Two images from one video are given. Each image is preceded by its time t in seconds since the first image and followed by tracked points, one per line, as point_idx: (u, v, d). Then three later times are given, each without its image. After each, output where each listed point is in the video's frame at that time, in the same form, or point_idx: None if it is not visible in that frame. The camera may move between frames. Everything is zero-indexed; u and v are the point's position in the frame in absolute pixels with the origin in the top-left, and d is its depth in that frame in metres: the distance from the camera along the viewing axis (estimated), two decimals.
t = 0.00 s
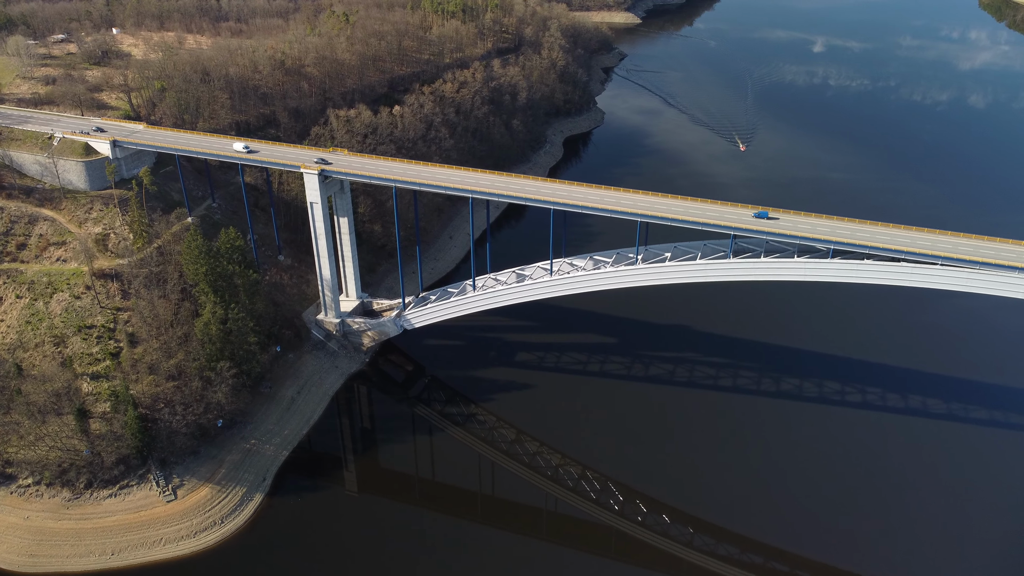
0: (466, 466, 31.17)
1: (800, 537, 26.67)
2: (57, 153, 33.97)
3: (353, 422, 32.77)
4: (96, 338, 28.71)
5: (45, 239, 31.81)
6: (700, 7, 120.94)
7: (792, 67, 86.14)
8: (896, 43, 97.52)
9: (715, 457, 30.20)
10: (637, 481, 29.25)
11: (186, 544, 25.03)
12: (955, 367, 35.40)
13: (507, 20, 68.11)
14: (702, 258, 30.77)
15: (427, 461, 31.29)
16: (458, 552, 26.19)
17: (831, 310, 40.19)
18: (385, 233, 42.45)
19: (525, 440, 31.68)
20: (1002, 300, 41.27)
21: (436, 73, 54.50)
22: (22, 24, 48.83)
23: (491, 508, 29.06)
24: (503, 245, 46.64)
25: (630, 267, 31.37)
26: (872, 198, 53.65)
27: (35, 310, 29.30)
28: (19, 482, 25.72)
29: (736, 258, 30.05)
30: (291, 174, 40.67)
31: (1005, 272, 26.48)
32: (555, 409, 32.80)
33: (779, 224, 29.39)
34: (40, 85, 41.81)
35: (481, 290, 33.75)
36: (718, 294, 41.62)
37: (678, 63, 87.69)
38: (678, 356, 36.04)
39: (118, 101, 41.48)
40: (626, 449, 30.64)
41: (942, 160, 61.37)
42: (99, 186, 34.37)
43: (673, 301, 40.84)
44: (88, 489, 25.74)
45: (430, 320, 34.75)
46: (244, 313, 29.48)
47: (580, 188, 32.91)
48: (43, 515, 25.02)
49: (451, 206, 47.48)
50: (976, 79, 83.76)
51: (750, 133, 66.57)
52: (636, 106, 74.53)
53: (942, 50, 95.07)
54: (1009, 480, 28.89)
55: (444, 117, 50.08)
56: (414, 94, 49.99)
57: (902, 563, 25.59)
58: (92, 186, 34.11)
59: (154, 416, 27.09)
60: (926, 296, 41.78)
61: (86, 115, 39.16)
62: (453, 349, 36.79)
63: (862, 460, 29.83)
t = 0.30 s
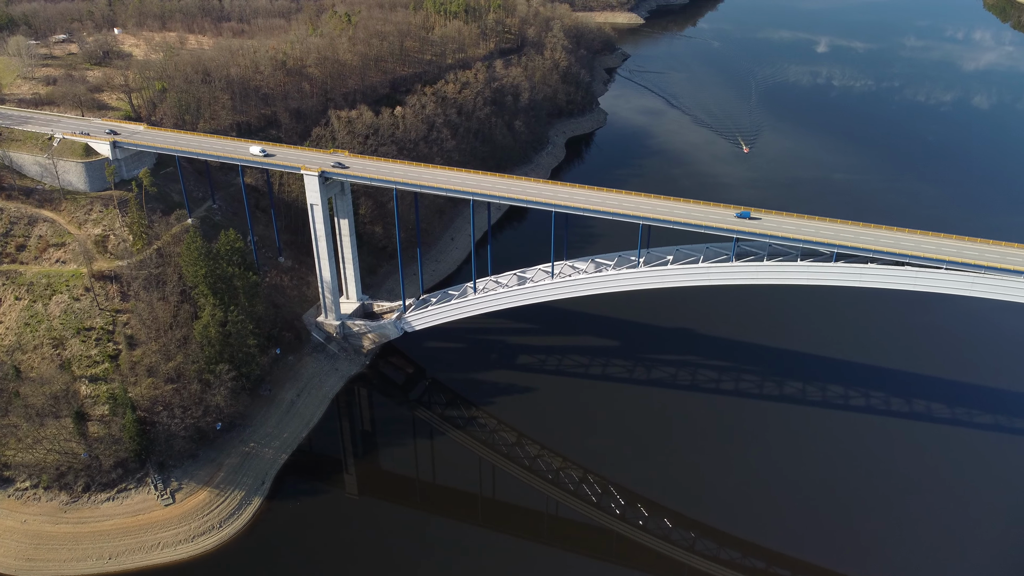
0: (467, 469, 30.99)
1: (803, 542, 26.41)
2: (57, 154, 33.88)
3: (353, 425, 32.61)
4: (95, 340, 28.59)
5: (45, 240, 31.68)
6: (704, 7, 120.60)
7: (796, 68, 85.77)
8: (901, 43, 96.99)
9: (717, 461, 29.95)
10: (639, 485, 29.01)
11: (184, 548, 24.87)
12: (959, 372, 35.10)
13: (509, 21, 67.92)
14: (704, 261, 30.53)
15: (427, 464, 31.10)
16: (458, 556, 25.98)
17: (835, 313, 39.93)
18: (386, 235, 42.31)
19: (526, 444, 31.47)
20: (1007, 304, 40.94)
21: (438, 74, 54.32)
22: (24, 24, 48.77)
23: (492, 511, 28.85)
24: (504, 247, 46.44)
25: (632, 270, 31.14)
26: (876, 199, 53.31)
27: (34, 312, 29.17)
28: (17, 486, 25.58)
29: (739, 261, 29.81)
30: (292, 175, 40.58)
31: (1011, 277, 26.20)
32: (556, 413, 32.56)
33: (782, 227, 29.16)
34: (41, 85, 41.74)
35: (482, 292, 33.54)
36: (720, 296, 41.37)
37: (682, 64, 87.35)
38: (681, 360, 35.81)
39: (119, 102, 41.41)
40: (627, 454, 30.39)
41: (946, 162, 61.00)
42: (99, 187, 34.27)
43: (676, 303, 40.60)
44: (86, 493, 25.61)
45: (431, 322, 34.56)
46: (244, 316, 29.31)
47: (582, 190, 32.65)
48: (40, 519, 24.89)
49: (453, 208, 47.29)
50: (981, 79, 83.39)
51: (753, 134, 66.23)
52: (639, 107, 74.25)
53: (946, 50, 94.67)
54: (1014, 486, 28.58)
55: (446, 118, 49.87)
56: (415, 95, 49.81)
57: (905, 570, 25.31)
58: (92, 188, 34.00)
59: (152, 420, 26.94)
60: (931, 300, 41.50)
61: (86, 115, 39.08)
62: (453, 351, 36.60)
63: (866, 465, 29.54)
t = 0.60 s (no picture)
0: (465, 472, 30.80)
1: (803, 546, 26.24)
2: (53, 156, 33.74)
3: (351, 428, 32.45)
4: (90, 343, 28.40)
5: (40, 242, 31.47)
6: (704, 7, 120.42)
7: (796, 68, 85.60)
8: (901, 43, 96.80)
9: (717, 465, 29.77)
10: (639, 489, 28.84)
11: (180, 553, 24.68)
12: (960, 375, 34.92)
13: (509, 21, 67.80)
14: (704, 263, 30.32)
15: (425, 467, 30.92)
16: (457, 560, 25.72)
17: (835, 316, 39.76)
18: (384, 237, 42.15)
19: (524, 447, 31.28)
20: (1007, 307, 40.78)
21: (437, 75, 54.16)
22: (21, 24, 48.65)
23: (490, 515, 28.69)
24: (503, 249, 46.26)
25: (631, 273, 30.96)
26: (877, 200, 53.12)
27: (29, 314, 28.96)
28: (12, 490, 25.39)
29: (739, 264, 29.61)
30: (289, 177, 40.42)
31: (1013, 280, 26.02)
32: (555, 416, 32.37)
33: (782, 230, 28.96)
34: (38, 86, 41.57)
35: (480, 295, 33.36)
36: (719, 299, 41.19)
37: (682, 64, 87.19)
38: (680, 362, 35.63)
39: (116, 103, 41.31)
40: (626, 457, 30.21)
41: (946, 162, 60.79)
42: (96, 189, 34.12)
43: (675, 306, 40.41)
44: (81, 497, 25.43)
45: (429, 325, 34.38)
46: (240, 318, 29.14)
47: (580, 192, 32.44)
48: (35, 523, 24.71)
49: (452, 209, 47.10)
50: (981, 79, 83.23)
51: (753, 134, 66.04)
52: (639, 107, 74.08)
53: (947, 50, 94.51)
54: (1016, 490, 28.39)
55: (445, 119, 49.68)
56: (414, 96, 49.66)
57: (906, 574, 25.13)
58: (88, 189, 33.84)
59: (148, 423, 26.78)
60: (931, 302, 41.32)
61: (83, 116, 38.95)
62: (451, 353, 36.41)
63: (867, 469, 29.37)
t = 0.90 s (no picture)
0: (464, 475, 30.60)
1: (803, 550, 26.07)
2: (49, 157, 33.59)
3: (349, 430, 32.27)
4: (86, 346, 28.23)
5: (36, 244, 31.32)
6: (704, 7, 120.24)
7: (795, 68, 85.39)
8: (901, 43, 96.62)
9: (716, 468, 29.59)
10: (638, 492, 28.66)
11: (175, 558, 24.51)
12: (961, 378, 34.74)
13: (508, 21, 67.64)
14: (704, 266, 30.15)
15: (423, 470, 30.72)
16: (454, 565, 25.52)
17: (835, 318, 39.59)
18: (382, 239, 42.02)
19: (523, 450, 31.09)
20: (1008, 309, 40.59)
21: (436, 75, 53.99)
22: (18, 24, 48.51)
23: (488, 519, 28.52)
24: (502, 250, 46.08)
25: (630, 276, 30.80)
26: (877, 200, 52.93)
27: (24, 317, 28.80)
28: (6, 494, 25.20)
29: (739, 267, 29.45)
30: (287, 179, 40.25)
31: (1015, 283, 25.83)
32: (553, 419, 32.19)
33: (782, 233, 28.79)
34: (34, 86, 41.41)
35: (479, 297, 33.18)
36: (719, 301, 41.02)
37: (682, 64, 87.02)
38: (680, 365, 35.47)
39: (113, 104, 41.18)
40: (625, 460, 30.04)
41: (947, 162, 60.57)
42: (92, 190, 33.95)
43: (674, 308, 40.23)
44: (75, 502, 25.26)
45: (427, 327, 34.20)
46: (236, 321, 28.98)
47: (579, 194, 32.27)
48: (29, 528, 24.53)
49: (450, 210, 46.93)
50: (982, 80, 83.02)
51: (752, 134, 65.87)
52: (638, 107, 73.90)
53: (947, 50, 94.26)
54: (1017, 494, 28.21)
55: (443, 119, 49.49)
56: (413, 97, 49.49)
57: None
58: (84, 191, 33.66)
59: (144, 427, 26.62)
60: (932, 304, 41.15)
61: (79, 117, 38.81)
62: (450, 356, 36.23)
63: (867, 473, 29.19)
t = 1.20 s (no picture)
0: (461, 479, 30.39)
1: (802, 554, 25.88)
2: (45, 159, 33.42)
3: (347, 434, 32.07)
4: (82, 349, 28.04)
5: (32, 246, 31.16)
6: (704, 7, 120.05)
7: (795, 68, 85.16)
8: (901, 43, 96.32)
9: (716, 471, 29.40)
10: (637, 496, 28.45)
11: (171, 563, 24.32)
12: (962, 381, 34.55)
13: (508, 21, 67.42)
14: (704, 269, 29.95)
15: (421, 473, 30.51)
16: (451, 570, 25.33)
17: (835, 321, 39.39)
18: (380, 241, 41.85)
19: (522, 453, 30.89)
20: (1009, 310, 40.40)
21: (435, 76, 53.77)
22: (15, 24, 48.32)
23: (486, 523, 28.32)
24: (501, 252, 45.91)
25: (630, 278, 30.60)
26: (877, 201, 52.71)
27: (19, 320, 28.62)
28: None
29: (739, 269, 29.25)
30: (285, 181, 40.06)
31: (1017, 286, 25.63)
32: (552, 422, 32.00)
33: (783, 236, 28.60)
34: (31, 87, 41.21)
35: (478, 300, 32.96)
36: (718, 304, 40.83)
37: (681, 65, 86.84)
38: (679, 368, 35.28)
39: (110, 105, 40.95)
40: (624, 463, 29.85)
41: (947, 163, 60.33)
42: (88, 192, 33.76)
43: (673, 311, 40.05)
44: (71, 507, 25.06)
45: (426, 330, 33.99)
46: (232, 324, 28.80)
47: (578, 196, 32.07)
48: (23, 533, 24.34)
49: (449, 212, 46.75)
50: (983, 80, 82.78)
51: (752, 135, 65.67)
52: (638, 108, 73.70)
53: (947, 51, 93.94)
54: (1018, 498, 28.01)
55: (442, 121, 49.29)
56: (412, 98, 49.30)
57: None
58: (81, 192, 33.46)
59: (139, 431, 26.42)
60: (932, 307, 40.96)
61: (76, 119, 38.61)
62: (448, 359, 36.02)
63: (867, 476, 28.99)
